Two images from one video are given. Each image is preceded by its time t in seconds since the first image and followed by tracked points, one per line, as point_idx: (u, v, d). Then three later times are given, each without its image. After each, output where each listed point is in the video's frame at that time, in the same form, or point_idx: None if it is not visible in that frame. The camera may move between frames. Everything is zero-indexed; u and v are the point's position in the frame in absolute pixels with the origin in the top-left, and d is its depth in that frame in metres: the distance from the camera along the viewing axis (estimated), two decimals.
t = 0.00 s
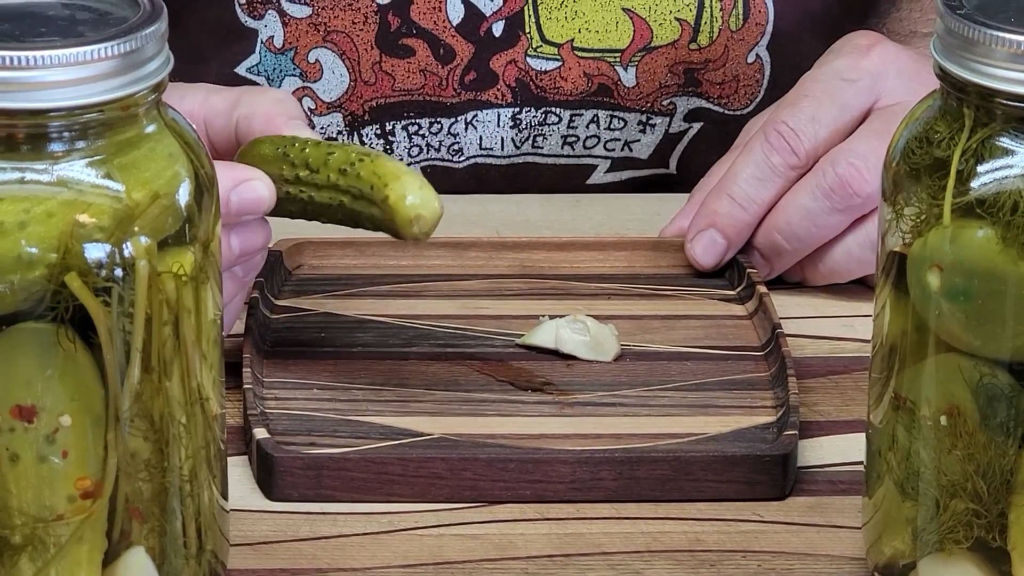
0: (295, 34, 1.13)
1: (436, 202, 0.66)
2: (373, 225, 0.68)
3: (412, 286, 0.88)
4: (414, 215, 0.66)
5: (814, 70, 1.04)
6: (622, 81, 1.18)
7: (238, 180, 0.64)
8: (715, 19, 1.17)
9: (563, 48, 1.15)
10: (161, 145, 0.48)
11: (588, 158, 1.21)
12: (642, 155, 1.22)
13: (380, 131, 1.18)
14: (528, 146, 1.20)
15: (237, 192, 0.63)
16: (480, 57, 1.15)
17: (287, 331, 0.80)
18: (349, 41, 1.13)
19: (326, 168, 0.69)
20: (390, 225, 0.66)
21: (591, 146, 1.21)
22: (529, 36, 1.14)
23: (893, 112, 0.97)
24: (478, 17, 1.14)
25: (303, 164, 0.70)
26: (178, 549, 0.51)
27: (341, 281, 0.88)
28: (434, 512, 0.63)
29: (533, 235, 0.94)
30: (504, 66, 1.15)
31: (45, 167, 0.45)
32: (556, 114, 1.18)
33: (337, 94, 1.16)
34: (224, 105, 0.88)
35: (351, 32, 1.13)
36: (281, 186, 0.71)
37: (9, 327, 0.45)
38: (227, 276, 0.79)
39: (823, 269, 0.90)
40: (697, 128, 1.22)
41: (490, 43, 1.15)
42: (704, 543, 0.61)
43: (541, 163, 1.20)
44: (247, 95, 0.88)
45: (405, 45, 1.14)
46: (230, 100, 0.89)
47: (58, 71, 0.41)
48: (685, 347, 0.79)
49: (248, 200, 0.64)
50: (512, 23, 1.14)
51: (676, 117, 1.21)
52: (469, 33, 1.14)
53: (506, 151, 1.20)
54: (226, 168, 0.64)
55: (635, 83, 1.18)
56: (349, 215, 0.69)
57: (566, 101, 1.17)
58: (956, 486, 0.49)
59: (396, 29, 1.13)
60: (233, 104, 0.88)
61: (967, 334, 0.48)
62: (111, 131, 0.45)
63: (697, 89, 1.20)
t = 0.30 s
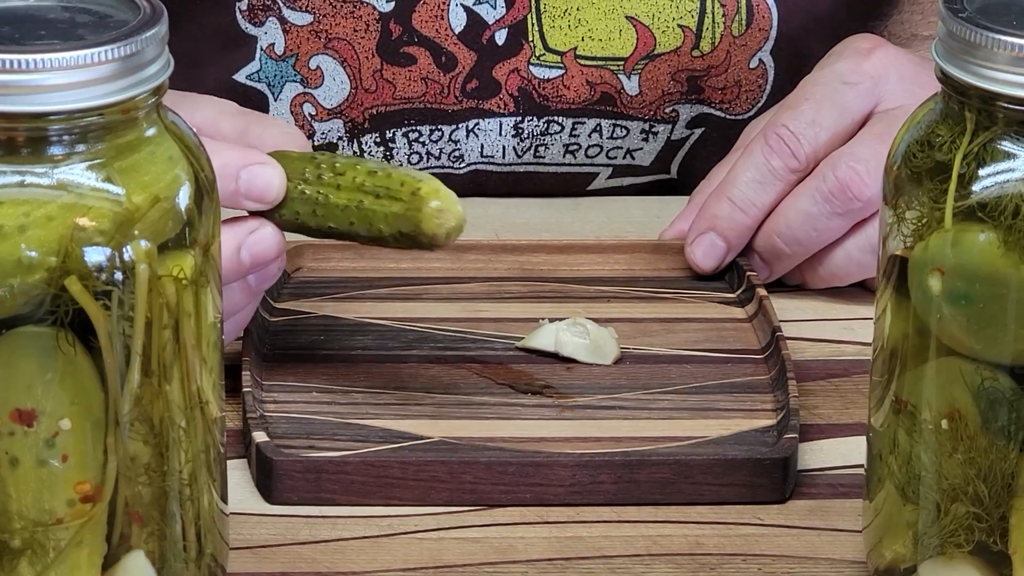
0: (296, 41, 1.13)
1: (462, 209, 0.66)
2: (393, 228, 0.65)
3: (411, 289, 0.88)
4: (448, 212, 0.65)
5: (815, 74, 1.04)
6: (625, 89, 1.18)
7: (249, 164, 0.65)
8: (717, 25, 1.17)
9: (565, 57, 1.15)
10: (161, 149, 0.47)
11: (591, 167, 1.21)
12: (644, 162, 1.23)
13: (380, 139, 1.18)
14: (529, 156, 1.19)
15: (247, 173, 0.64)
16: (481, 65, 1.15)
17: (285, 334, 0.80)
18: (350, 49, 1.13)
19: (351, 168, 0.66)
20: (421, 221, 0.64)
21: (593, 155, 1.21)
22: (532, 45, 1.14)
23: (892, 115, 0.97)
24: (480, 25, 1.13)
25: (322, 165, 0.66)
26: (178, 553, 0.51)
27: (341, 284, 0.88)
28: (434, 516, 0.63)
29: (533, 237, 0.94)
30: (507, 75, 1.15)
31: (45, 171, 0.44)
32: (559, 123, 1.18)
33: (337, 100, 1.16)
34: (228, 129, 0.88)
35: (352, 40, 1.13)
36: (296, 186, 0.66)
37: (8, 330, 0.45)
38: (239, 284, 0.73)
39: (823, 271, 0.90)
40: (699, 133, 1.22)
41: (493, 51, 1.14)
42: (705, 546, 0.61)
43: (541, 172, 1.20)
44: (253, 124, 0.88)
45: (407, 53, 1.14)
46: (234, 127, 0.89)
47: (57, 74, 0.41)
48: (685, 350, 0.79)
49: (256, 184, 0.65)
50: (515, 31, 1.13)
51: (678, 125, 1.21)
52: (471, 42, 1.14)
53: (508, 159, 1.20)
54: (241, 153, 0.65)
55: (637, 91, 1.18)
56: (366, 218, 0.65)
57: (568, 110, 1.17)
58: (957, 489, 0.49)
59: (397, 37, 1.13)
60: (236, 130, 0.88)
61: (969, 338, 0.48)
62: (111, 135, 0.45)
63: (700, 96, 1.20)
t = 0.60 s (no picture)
0: (291, 48, 1.13)
1: (476, 274, 0.69)
2: (406, 271, 0.68)
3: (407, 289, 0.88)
4: (464, 269, 0.68)
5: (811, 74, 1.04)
6: (622, 98, 1.18)
7: (267, 162, 0.67)
8: (714, 32, 1.16)
9: (563, 65, 1.15)
10: (156, 148, 0.47)
11: (587, 176, 1.21)
12: (642, 170, 1.23)
13: (375, 147, 1.18)
14: (526, 164, 1.19)
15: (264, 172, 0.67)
16: (478, 74, 1.15)
17: (280, 333, 0.80)
18: (345, 57, 1.13)
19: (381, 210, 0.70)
20: (435, 270, 0.67)
21: (590, 164, 1.20)
22: (529, 54, 1.14)
23: (889, 117, 0.97)
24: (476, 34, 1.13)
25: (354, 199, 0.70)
26: (172, 553, 0.51)
27: (337, 284, 0.88)
28: (430, 516, 0.63)
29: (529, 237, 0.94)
30: (504, 84, 1.15)
31: (41, 170, 0.44)
32: (556, 132, 1.18)
33: (333, 108, 1.16)
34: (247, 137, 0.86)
35: (348, 49, 1.13)
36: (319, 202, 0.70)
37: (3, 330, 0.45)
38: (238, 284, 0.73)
39: (820, 273, 0.90)
40: (696, 142, 1.23)
41: (489, 60, 1.14)
42: (701, 546, 0.61)
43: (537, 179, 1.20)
44: (273, 137, 0.86)
45: (402, 62, 1.13)
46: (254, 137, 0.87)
47: (52, 73, 0.40)
48: (681, 350, 0.79)
49: (272, 184, 0.67)
50: (512, 40, 1.13)
51: (675, 133, 1.22)
52: (468, 50, 1.14)
53: (504, 167, 1.19)
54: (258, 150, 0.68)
55: (635, 101, 1.18)
56: (381, 249, 0.68)
57: (565, 118, 1.17)
58: (954, 490, 0.49)
59: (393, 46, 1.13)
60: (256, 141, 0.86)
61: (965, 337, 0.48)
62: (106, 134, 0.45)
63: (698, 105, 1.20)
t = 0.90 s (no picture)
0: (279, 56, 1.13)
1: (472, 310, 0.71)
2: (405, 293, 0.69)
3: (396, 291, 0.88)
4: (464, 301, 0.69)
5: (800, 75, 1.04)
6: (611, 107, 1.18)
7: (270, 164, 0.68)
8: (702, 40, 1.16)
9: (551, 74, 1.15)
10: (143, 150, 0.47)
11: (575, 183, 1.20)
12: (631, 178, 1.22)
13: (363, 156, 1.18)
14: (515, 172, 1.19)
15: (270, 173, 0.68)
16: (467, 83, 1.15)
17: (269, 335, 0.80)
18: (334, 65, 1.13)
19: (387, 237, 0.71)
20: (435, 296, 0.69)
21: (579, 172, 1.20)
22: (518, 63, 1.14)
23: (877, 118, 0.97)
24: (465, 43, 1.13)
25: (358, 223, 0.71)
26: (159, 555, 0.50)
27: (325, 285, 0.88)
28: (417, 517, 0.63)
29: (518, 238, 0.94)
30: (492, 94, 1.15)
31: (27, 171, 0.44)
32: (545, 141, 1.18)
33: (321, 117, 1.16)
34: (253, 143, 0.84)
35: (337, 57, 1.13)
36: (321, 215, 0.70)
37: None
38: (234, 291, 0.72)
39: (808, 275, 0.90)
40: (687, 153, 1.22)
41: (478, 70, 1.14)
42: (688, 547, 0.61)
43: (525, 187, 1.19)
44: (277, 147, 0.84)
45: (390, 71, 1.14)
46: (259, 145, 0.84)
47: (36, 75, 0.40)
48: (670, 351, 0.79)
49: (276, 182, 0.68)
50: (501, 50, 1.14)
51: (665, 143, 1.21)
52: (456, 58, 1.14)
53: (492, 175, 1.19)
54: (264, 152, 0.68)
55: (624, 109, 1.18)
56: (383, 270, 0.69)
57: (554, 127, 1.17)
58: (940, 490, 0.49)
59: (382, 55, 1.13)
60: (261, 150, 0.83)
61: (951, 338, 0.48)
62: (92, 136, 0.45)
63: (689, 114, 1.20)
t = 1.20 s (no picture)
0: (271, 56, 1.13)
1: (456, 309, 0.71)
2: (388, 296, 0.70)
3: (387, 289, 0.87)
4: (446, 304, 0.69)
5: (792, 72, 1.04)
6: (603, 107, 1.18)
7: (248, 170, 0.67)
8: (694, 39, 1.16)
9: (543, 74, 1.15)
10: (133, 147, 0.47)
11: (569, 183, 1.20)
12: (625, 178, 1.22)
13: (355, 155, 1.17)
14: (507, 172, 1.18)
15: (247, 183, 0.66)
16: (459, 83, 1.15)
17: (262, 333, 0.79)
18: (326, 65, 1.13)
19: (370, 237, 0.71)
20: (418, 300, 0.69)
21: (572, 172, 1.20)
22: (510, 64, 1.14)
23: (869, 115, 0.97)
24: (458, 43, 1.13)
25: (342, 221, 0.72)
26: (150, 552, 0.50)
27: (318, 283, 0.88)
28: (408, 515, 0.63)
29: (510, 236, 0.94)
30: (485, 93, 1.15)
31: (16, 169, 0.44)
32: (537, 140, 1.18)
33: (313, 118, 1.16)
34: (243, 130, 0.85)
35: (329, 56, 1.13)
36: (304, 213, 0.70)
37: None
38: (224, 288, 0.73)
39: (800, 271, 0.90)
40: (681, 154, 1.22)
41: (471, 69, 1.14)
42: (680, 545, 0.61)
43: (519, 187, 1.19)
44: (264, 134, 0.84)
45: (383, 70, 1.13)
46: (247, 134, 0.84)
47: (27, 72, 0.40)
48: (661, 348, 0.79)
49: (255, 192, 0.67)
50: (493, 50, 1.13)
51: (659, 143, 1.21)
52: (448, 58, 1.14)
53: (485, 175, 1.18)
54: (238, 156, 0.67)
55: (616, 109, 1.18)
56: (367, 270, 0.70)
57: (547, 127, 1.17)
58: (931, 488, 0.50)
59: (374, 54, 1.13)
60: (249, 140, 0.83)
61: (942, 335, 0.48)
62: (82, 133, 0.45)
63: (681, 115, 1.20)
